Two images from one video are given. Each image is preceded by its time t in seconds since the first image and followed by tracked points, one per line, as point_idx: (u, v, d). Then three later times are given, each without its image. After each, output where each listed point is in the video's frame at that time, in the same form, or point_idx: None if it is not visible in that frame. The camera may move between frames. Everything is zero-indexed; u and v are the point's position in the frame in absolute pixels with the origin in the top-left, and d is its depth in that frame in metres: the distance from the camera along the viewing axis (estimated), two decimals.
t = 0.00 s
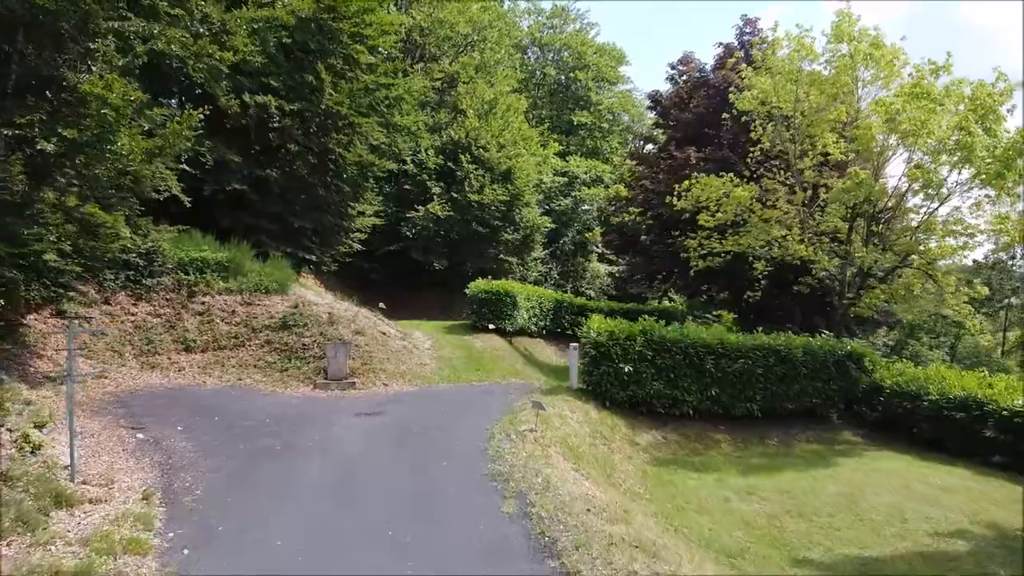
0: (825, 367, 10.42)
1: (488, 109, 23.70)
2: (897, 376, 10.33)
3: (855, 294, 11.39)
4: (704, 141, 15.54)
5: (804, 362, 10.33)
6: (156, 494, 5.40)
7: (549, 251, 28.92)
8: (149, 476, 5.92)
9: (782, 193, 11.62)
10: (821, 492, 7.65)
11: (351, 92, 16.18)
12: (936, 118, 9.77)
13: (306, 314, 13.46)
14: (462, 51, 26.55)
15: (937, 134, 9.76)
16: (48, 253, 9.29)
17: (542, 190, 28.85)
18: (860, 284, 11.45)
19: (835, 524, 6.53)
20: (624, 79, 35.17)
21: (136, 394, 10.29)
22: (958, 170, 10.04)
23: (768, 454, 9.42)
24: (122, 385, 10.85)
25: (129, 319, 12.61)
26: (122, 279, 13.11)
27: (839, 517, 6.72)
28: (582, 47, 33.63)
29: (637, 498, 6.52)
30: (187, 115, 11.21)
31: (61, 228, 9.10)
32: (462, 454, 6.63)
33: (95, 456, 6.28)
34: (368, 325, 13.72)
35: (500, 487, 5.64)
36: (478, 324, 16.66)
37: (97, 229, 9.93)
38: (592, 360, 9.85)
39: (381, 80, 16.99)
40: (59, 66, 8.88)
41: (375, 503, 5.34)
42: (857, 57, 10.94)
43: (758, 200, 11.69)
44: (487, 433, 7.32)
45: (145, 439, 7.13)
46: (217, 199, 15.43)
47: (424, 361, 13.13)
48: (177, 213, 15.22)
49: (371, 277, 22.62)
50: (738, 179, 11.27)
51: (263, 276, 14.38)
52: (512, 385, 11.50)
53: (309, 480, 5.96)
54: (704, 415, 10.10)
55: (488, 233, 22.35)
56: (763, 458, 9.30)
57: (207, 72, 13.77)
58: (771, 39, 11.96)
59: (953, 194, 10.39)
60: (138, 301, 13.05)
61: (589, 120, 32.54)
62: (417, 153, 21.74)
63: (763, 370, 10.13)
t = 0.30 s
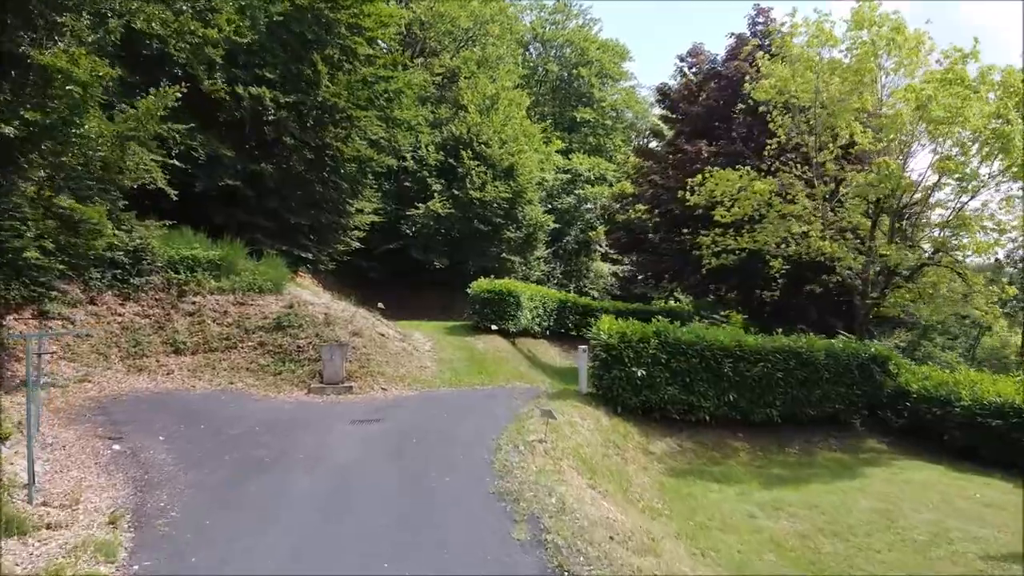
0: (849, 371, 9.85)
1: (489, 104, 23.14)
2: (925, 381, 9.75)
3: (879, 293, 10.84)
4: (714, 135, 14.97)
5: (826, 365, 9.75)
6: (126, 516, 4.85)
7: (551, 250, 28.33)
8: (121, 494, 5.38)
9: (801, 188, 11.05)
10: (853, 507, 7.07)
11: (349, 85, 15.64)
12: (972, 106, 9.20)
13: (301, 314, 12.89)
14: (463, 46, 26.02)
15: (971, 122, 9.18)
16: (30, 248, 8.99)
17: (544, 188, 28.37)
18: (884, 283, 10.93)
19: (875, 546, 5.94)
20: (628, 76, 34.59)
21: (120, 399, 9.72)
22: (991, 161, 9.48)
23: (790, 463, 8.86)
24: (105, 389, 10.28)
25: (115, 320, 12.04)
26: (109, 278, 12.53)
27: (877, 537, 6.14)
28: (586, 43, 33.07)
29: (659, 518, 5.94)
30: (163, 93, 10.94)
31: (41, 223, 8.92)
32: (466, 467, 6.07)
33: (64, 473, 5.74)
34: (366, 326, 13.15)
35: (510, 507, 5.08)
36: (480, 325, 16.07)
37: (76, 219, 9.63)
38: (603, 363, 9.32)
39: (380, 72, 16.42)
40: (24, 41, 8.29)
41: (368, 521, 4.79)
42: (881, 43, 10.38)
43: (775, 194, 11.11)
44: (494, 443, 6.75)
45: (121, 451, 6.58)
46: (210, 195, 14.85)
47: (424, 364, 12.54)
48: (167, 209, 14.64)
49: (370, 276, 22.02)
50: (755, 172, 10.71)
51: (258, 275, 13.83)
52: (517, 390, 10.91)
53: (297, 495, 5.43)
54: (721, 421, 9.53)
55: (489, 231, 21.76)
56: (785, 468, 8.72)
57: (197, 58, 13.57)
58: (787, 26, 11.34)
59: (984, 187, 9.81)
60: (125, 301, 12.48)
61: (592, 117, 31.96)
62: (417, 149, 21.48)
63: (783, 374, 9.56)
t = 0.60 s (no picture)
0: (876, 375, 9.27)
1: (491, 99, 22.60)
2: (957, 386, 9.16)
3: (909, 292, 10.33)
4: (726, 129, 14.38)
5: (852, 369, 9.17)
6: (86, 549, 4.34)
7: (555, 249, 27.71)
8: (84, 518, 4.89)
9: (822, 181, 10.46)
10: (892, 524, 6.49)
11: (347, 76, 15.08)
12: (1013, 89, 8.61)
13: (296, 315, 12.30)
14: (464, 40, 25.47)
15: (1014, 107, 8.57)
16: (7, 246, 8.60)
17: (547, 186, 27.78)
18: (914, 282, 10.40)
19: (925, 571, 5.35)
20: (632, 71, 33.99)
21: (100, 404, 9.14)
22: None
23: (816, 474, 8.27)
24: (86, 394, 9.69)
25: (101, 321, 11.46)
26: (94, 277, 11.90)
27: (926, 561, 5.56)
28: (588, 38, 32.50)
29: (687, 542, 5.36)
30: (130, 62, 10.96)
31: (18, 218, 8.87)
32: (471, 483, 5.53)
33: (24, 494, 5.21)
34: (363, 327, 12.56)
35: (522, 536, 4.54)
36: (483, 325, 15.47)
37: (54, 211, 9.27)
38: (616, 367, 8.78)
39: (379, 63, 15.85)
40: None
41: (361, 532, 4.60)
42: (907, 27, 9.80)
43: (795, 188, 10.52)
44: (501, 455, 6.20)
45: (92, 464, 6.04)
46: (202, 191, 14.25)
47: (425, 367, 11.94)
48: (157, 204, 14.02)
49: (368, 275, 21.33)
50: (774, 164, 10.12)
51: (250, 273, 13.24)
52: (521, 394, 10.32)
53: (282, 511, 5.00)
54: (741, 429, 8.95)
55: (492, 229, 21.17)
56: (813, 479, 8.14)
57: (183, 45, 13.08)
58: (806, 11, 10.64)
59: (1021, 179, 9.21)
60: (111, 301, 11.90)
61: (596, 113, 31.39)
62: (418, 145, 20.95)
63: (807, 378, 8.98)
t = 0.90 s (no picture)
0: (909, 380, 8.66)
1: (493, 94, 22.03)
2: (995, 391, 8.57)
3: (943, 290, 9.72)
4: (740, 121, 13.77)
5: (884, 374, 8.56)
6: None
7: (558, 248, 27.11)
8: (39, 551, 4.31)
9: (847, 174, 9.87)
10: (941, 545, 5.89)
11: (345, 67, 14.50)
12: None
13: (290, 315, 11.70)
14: (465, 33, 24.89)
15: None
16: None
17: (550, 183, 27.23)
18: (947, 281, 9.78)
19: None
20: (635, 67, 33.36)
21: (79, 411, 8.53)
22: None
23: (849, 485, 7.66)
24: (65, 400, 9.08)
25: (84, 322, 10.84)
26: (77, 275, 11.28)
27: None
28: (592, 33, 31.90)
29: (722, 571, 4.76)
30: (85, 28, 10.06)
31: None
32: (478, 505, 4.95)
33: None
34: (360, 327, 11.96)
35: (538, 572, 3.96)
36: (486, 326, 14.83)
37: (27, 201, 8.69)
38: (632, 372, 8.19)
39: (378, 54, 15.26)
40: None
41: (356, 559, 4.05)
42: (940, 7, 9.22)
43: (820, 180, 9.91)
44: (510, 472, 5.62)
45: (57, 483, 5.45)
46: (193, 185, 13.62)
47: (426, 371, 11.33)
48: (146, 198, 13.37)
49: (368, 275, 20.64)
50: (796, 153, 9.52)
51: (242, 272, 12.63)
52: (528, 400, 9.70)
53: (266, 534, 4.48)
54: (765, 437, 8.36)
55: (494, 227, 20.57)
56: (845, 493, 7.54)
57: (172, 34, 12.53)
58: None
59: None
60: (95, 301, 11.27)
61: (599, 109, 30.82)
62: (418, 140, 20.08)
63: (837, 383, 8.38)
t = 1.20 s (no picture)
0: (948, 387, 8.03)
1: (496, 88, 21.46)
2: None
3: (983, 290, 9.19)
4: (756, 113, 13.15)
5: (922, 381, 7.92)
6: None
7: (561, 246, 26.49)
8: None
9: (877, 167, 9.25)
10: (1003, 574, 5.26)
11: (342, 56, 13.89)
12: None
13: (283, 316, 11.08)
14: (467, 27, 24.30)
15: None
16: None
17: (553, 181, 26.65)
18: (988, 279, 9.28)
19: None
20: (640, 63, 32.68)
21: (53, 420, 7.91)
22: None
23: (889, 502, 7.02)
24: (40, 407, 8.45)
25: (64, 323, 10.20)
26: (58, 274, 10.66)
27: None
28: (596, 28, 31.28)
29: None
30: None
31: None
32: (487, 536, 4.34)
33: None
34: (357, 329, 11.34)
35: None
36: (489, 327, 14.15)
37: None
38: (651, 378, 7.57)
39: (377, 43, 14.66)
40: None
41: None
42: None
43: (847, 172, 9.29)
44: (522, 496, 5.00)
45: (12, 508, 4.85)
46: (184, 179, 12.98)
47: (427, 375, 10.70)
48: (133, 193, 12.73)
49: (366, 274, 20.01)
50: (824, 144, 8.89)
51: (233, 270, 12.00)
52: (535, 407, 9.09)
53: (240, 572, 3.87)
54: (793, 449, 7.74)
55: (497, 225, 19.95)
56: (884, 512, 6.91)
57: (159, 20, 11.94)
58: None
59: None
60: (77, 302, 10.63)
61: (604, 106, 30.21)
62: (418, 136, 19.51)
63: (871, 391, 7.75)
